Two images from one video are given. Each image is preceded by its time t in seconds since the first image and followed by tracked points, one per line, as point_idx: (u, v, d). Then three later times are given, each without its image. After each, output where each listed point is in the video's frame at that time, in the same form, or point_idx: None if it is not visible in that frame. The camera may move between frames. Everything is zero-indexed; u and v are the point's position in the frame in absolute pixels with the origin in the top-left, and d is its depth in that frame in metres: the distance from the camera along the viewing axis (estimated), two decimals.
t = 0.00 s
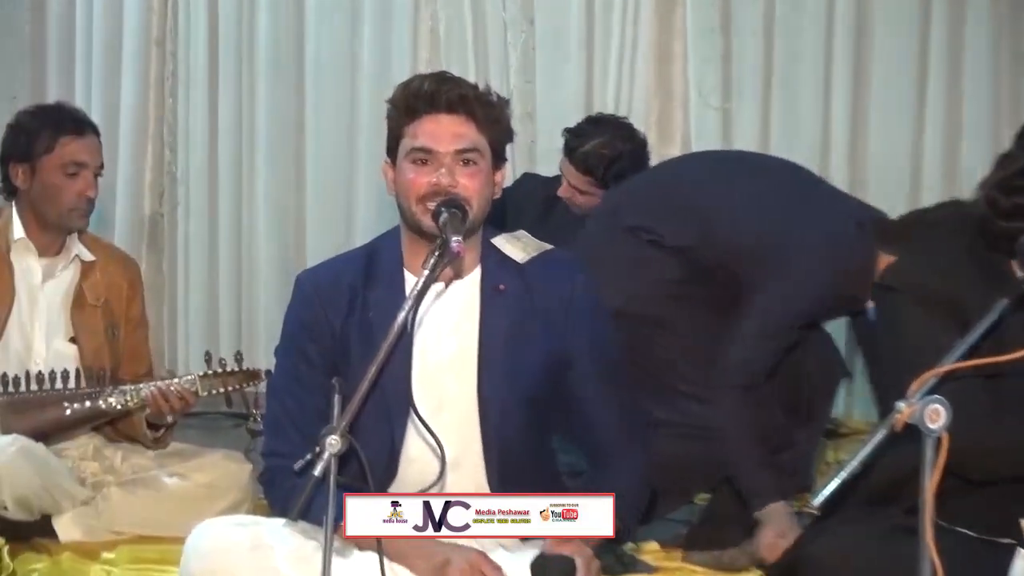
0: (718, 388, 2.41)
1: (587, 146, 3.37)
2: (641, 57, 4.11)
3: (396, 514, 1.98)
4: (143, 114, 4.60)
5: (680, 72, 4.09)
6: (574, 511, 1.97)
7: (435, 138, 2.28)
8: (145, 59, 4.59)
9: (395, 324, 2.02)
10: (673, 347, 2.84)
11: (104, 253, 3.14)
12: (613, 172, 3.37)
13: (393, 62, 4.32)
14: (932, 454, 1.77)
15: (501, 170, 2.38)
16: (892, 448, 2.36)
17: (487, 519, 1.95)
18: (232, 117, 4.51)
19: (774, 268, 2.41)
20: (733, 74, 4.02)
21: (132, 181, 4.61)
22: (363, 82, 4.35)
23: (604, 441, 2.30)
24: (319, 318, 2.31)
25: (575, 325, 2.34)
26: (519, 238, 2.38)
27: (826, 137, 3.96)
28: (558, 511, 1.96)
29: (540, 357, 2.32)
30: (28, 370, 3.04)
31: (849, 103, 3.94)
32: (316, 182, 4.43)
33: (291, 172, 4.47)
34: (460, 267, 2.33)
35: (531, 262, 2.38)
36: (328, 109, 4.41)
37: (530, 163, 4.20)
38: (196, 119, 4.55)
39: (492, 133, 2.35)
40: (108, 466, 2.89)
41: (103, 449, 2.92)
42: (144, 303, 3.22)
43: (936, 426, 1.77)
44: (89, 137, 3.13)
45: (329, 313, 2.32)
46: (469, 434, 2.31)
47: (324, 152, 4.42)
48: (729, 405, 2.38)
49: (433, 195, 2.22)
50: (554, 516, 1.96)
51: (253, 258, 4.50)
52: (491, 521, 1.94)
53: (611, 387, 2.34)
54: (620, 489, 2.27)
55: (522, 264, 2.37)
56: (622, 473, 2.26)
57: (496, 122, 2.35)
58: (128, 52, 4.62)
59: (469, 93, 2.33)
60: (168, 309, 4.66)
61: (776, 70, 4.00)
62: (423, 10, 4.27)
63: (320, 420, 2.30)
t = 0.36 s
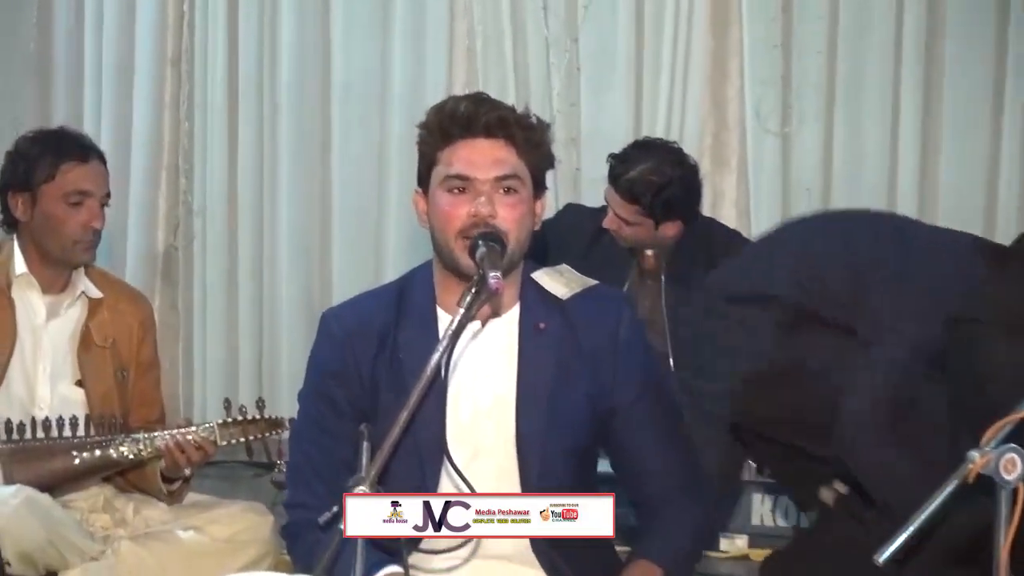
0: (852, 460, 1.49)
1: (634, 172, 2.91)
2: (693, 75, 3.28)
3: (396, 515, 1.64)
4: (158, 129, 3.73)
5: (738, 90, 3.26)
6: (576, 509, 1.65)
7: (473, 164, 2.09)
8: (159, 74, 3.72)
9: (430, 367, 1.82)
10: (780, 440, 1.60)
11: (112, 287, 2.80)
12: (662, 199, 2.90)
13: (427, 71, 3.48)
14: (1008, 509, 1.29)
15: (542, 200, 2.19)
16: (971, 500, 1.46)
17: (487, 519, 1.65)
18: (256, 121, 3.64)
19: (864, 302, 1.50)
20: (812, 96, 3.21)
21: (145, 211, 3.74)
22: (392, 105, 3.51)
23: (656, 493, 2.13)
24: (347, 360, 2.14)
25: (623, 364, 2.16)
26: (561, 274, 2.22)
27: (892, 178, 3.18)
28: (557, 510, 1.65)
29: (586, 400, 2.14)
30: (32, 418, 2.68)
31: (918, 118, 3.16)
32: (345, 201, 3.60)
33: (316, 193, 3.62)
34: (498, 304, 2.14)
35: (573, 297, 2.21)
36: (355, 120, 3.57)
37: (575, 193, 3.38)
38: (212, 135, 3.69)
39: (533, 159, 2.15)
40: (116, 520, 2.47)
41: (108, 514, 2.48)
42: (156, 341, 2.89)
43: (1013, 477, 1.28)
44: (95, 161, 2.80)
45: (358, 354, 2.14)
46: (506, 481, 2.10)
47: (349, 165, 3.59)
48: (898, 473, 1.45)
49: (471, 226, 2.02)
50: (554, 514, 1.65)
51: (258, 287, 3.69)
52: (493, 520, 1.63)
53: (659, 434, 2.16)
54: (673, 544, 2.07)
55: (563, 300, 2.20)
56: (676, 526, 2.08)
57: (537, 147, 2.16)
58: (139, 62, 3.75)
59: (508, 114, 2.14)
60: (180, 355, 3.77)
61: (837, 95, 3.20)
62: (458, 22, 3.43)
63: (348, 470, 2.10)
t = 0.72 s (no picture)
0: None
1: (683, 178, 2.59)
2: (742, 72, 2.98)
3: (397, 516, 1.50)
4: (178, 132, 3.32)
5: (789, 95, 2.97)
6: (577, 509, 1.58)
7: (507, 173, 1.98)
8: (178, 80, 3.32)
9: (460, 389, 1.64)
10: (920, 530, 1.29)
11: (130, 304, 2.42)
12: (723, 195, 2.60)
13: (460, 68, 3.16)
14: None
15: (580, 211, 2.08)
16: None
17: (488, 519, 1.55)
18: (280, 121, 3.27)
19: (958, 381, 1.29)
20: (865, 104, 2.95)
21: (164, 220, 3.34)
22: (424, 120, 3.19)
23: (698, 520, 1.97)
24: (377, 378, 2.02)
25: (667, 386, 2.03)
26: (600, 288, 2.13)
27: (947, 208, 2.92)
28: (557, 509, 1.57)
29: (628, 422, 2.01)
30: (44, 440, 2.32)
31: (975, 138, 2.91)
32: (374, 202, 3.25)
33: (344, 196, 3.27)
34: (533, 321, 2.04)
35: (613, 314, 2.09)
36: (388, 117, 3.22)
37: (615, 204, 3.10)
38: (235, 138, 3.31)
39: (572, 168, 2.05)
40: (134, 545, 2.16)
41: (125, 543, 2.17)
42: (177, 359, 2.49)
43: None
44: (109, 168, 2.41)
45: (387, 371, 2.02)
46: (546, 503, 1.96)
47: (380, 166, 3.23)
48: None
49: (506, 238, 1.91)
50: (554, 513, 1.57)
51: (283, 295, 3.31)
52: (493, 520, 1.53)
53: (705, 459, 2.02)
54: None
55: (603, 317, 2.08)
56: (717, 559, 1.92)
57: (576, 155, 2.06)
58: (155, 64, 3.33)
59: (544, 121, 2.04)
60: (201, 377, 3.37)
61: (893, 97, 2.94)
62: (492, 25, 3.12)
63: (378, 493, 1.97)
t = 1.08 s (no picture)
0: None
1: (755, 177, 2.47)
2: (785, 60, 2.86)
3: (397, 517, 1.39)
4: (194, 122, 3.14)
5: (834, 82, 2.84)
6: (577, 509, 1.43)
7: (538, 162, 1.88)
8: (195, 67, 3.13)
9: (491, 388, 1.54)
10: None
11: (145, 302, 2.33)
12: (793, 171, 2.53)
13: (489, 54, 3.01)
14: None
15: (615, 203, 1.98)
16: None
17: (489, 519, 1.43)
18: (301, 108, 3.11)
19: None
20: (914, 90, 2.83)
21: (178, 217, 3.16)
22: (451, 111, 3.03)
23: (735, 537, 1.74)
24: (402, 377, 1.90)
25: (707, 385, 1.81)
26: (638, 287, 1.93)
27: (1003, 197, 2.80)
28: (557, 510, 1.43)
29: (665, 425, 1.78)
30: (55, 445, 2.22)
31: None
32: (401, 191, 3.08)
33: (367, 184, 3.10)
34: (566, 319, 1.84)
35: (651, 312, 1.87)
36: (415, 103, 3.06)
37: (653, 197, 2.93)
38: (255, 124, 3.13)
39: (607, 159, 1.94)
40: (149, 554, 2.06)
41: (139, 552, 2.07)
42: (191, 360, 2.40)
43: None
44: (124, 162, 2.31)
45: (413, 370, 1.90)
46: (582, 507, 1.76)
47: (407, 154, 3.07)
48: None
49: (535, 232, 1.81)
50: (554, 513, 1.43)
51: (301, 288, 3.14)
52: (493, 520, 1.40)
53: (751, 470, 1.78)
54: None
55: (640, 315, 1.86)
56: None
57: (610, 144, 1.95)
58: (171, 52, 3.15)
59: (578, 108, 1.93)
60: (218, 376, 3.17)
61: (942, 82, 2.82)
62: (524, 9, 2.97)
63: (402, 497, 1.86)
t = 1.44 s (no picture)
0: None
1: (817, 172, 2.37)
2: (821, 49, 2.75)
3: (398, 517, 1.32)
4: (204, 113, 3.01)
5: (874, 69, 2.70)
6: (577, 509, 1.33)
7: (566, 148, 1.80)
8: (205, 54, 3.01)
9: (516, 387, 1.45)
10: None
11: (153, 299, 2.24)
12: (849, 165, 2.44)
13: (515, 40, 2.92)
14: None
15: (648, 196, 1.90)
16: None
17: (489, 520, 1.33)
18: (317, 99, 3.01)
19: None
20: (959, 81, 2.74)
21: (188, 210, 3.03)
22: (475, 99, 2.96)
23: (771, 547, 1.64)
24: (421, 377, 1.80)
25: (740, 387, 1.70)
26: (667, 283, 1.84)
27: None
28: (558, 510, 1.34)
29: (697, 429, 1.67)
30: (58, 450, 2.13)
31: None
32: (421, 187, 3.01)
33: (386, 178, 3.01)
34: (594, 317, 1.75)
35: (682, 311, 1.77)
36: (435, 95, 2.98)
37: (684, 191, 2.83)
38: (269, 116, 3.03)
39: (638, 147, 1.86)
40: (158, 563, 1.96)
41: (147, 561, 1.97)
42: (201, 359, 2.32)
43: None
44: (132, 155, 2.22)
45: (432, 370, 1.80)
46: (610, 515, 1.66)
47: (428, 148, 2.99)
48: None
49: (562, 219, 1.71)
50: (554, 513, 1.34)
51: (317, 285, 3.05)
52: (493, 520, 1.31)
53: (786, 477, 1.68)
54: None
55: (670, 314, 1.76)
56: None
57: (643, 132, 1.87)
58: (179, 40, 3.03)
59: (607, 93, 1.85)
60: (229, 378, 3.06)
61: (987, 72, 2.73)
62: None
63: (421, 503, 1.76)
